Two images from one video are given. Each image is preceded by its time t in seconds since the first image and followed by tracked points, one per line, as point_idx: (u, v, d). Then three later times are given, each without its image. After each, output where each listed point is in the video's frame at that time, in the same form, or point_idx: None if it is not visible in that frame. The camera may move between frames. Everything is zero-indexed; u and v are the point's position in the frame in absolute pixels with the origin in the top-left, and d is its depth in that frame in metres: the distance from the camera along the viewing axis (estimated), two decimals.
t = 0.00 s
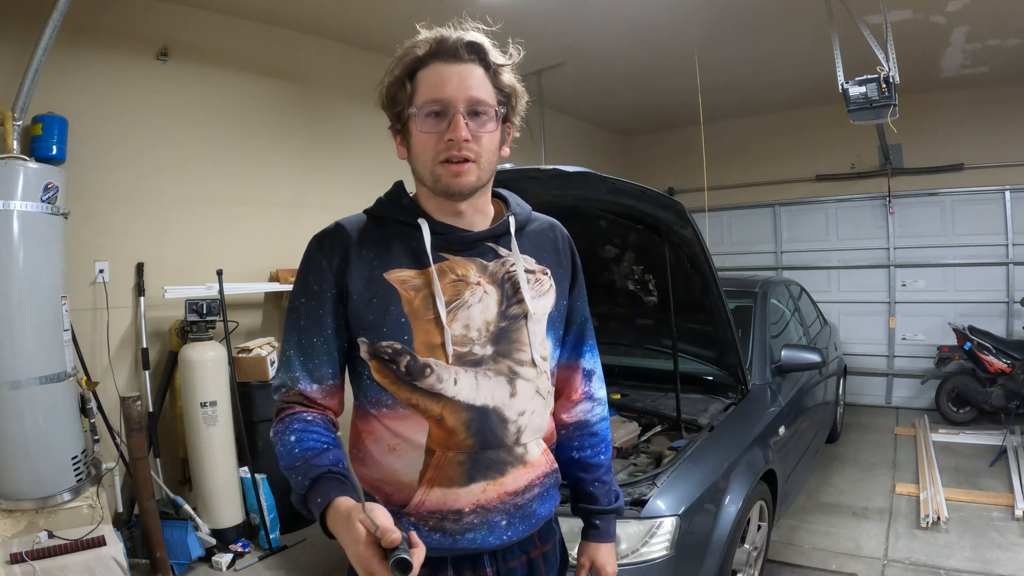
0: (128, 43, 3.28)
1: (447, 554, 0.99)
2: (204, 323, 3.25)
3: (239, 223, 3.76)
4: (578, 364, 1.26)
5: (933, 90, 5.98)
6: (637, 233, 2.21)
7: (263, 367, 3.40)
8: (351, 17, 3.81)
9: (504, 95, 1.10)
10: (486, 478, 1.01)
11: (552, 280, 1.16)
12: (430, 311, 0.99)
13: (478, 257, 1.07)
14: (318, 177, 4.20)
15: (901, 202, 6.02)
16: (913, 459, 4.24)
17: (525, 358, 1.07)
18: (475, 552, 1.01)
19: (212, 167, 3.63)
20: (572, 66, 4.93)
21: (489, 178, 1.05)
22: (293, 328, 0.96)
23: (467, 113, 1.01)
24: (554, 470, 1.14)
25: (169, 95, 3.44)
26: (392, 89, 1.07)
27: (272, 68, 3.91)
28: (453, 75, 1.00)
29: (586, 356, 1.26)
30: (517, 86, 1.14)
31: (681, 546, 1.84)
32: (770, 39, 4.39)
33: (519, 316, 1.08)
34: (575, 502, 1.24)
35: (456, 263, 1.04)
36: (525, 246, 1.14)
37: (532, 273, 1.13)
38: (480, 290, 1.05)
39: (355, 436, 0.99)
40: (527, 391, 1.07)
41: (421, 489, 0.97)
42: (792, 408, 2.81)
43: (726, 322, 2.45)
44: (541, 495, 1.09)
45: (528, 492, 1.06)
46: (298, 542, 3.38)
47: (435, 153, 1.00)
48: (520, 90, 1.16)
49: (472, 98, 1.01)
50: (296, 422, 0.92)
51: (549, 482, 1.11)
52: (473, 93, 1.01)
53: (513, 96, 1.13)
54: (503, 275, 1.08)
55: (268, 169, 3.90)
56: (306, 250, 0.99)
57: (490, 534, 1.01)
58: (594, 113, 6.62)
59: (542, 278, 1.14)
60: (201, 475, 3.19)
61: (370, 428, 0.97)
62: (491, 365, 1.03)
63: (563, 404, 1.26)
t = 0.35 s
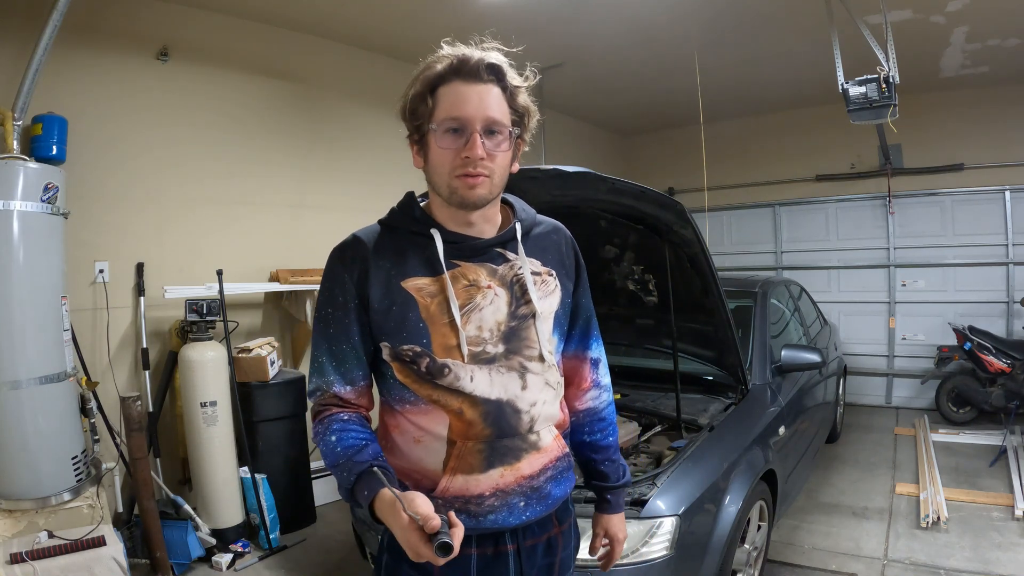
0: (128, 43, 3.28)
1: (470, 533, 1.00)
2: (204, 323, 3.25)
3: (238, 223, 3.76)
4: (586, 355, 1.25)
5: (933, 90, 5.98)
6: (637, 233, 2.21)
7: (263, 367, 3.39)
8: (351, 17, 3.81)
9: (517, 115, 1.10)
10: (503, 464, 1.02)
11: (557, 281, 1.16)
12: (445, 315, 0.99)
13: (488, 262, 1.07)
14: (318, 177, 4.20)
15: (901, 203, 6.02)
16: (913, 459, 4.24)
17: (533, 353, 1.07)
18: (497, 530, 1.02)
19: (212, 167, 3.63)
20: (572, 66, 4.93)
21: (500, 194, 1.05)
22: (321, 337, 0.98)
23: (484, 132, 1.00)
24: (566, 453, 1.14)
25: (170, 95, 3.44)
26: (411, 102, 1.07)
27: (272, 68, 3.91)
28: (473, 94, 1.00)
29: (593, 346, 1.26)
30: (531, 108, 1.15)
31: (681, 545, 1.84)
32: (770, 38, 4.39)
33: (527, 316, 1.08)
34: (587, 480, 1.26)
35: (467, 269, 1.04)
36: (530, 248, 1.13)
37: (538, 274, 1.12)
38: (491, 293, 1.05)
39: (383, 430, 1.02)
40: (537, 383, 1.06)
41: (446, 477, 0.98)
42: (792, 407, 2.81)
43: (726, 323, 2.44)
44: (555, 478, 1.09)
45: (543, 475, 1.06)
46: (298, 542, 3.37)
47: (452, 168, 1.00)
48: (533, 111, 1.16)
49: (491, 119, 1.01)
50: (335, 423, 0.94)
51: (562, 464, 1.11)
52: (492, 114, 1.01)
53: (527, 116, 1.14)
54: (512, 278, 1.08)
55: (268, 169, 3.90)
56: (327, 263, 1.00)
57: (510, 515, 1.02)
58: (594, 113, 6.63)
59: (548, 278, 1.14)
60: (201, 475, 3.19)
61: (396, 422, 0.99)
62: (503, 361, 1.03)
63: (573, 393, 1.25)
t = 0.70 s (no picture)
0: (127, 43, 3.28)
1: (481, 523, 1.01)
2: (204, 323, 3.25)
3: (238, 223, 3.76)
4: (588, 343, 1.25)
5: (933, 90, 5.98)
6: (637, 233, 2.21)
7: (263, 367, 3.39)
8: (351, 17, 3.81)
9: (497, 122, 1.10)
10: (512, 454, 1.02)
11: (554, 274, 1.15)
12: (450, 316, 1.00)
13: (485, 263, 1.06)
14: (318, 177, 4.20)
15: (901, 202, 6.02)
16: (913, 459, 4.23)
17: (536, 347, 1.07)
18: (505, 520, 1.02)
19: (212, 166, 3.63)
20: (572, 66, 4.93)
21: (489, 200, 1.06)
22: (333, 347, 0.99)
23: (467, 143, 1.01)
24: (570, 443, 1.13)
25: (170, 95, 3.44)
26: (393, 120, 1.07)
27: (272, 68, 3.91)
28: (452, 107, 1.00)
29: (595, 335, 1.26)
30: (511, 111, 1.14)
31: (681, 545, 1.85)
32: (770, 38, 4.39)
33: (527, 311, 1.07)
34: (599, 465, 1.25)
35: (467, 271, 1.04)
36: (526, 245, 1.13)
37: (535, 269, 1.11)
38: (491, 292, 1.05)
39: (396, 430, 1.03)
40: (542, 376, 1.06)
41: (456, 469, 0.99)
42: (792, 407, 2.81)
43: (726, 323, 2.44)
44: (562, 468, 1.09)
45: (550, 465, 1.06)
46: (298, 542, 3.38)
47: (440, 181, 1.00)
48: (514, 113, 1.16)
49: (472, 129, 1.01)
50: (351, 429, 0.95)
51: (567, 455, 1.11)
52: (473, 124, 1.01)
53: (507, 121, 1.13)
54: (509, 277, 1.07)
55: (267, 169, 3.90)
56: (335, 278, 1.01)
57: (518, 505, 1.02)
58: (594, 113, 6.63)
59: (546, 273, 1.13)
60: (201, 475, 3.19)
61: (408, 421, 1.00)
62: (508, 356, 1.03)
63: (578, 380, 1.25)
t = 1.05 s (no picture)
0: (128, 43, 3.28)
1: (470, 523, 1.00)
2: (204, 323, 3.25)
3: (238, 223, 3.76)
4: (586, 348, 1.25)
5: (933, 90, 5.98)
6: (637, 233, 2.21)
7: (263, 368, 3.39)
8: (351, 17, 3.82)
9: (498, 119, 1.10)
10: (502, 452, 1.01)
11: (552, 275, 1.15)
12: (445, 310, 1.00)
13: (483, 261, 1.07)
14: (318, 177, 4.20)
15: (901, 202, 6.02)
16: (913, 459, 4.24)
17: (531, 346, 1.07)
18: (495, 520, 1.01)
19: (212, 166, 3.63)
20: (572, 66, 4.94)
21: (489, 193, 1.05)
22: (329, 336, 0.98)
23: (465, 136, 1.01)
24: (564, 445, 1.12)
25: (170, 95, 3.44)
26: (396, 118, 1.09)
27: (272, 68, 3.91)
28: (452, 102, 1.01)
29: (593, 339, 1.26)
30: (513, 111, 1.14)
31: (681, 545, 1.84)
32: (770, 38, 4.39)
33: (523, 310, 1.07)
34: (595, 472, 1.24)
35: (465, 267, 1.05)
36: (526, 246, 1.13)
37: (534, 269, 1.11)
38: (488, 289, 1.05)
39: (388, 425, 1.02)
40: (535, 374, 1.06)
41: (446, 466, 0.98)
42: (792, 407, 2.82)
43: (726, 323, 2.44)
44: (554, 468, 1.08)
45: (542, 464, 1.06)
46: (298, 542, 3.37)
47: (439, 173, 1.00)
48: (515, 112, 1.16)
49: (472, 123, 1.01)
50: (343, 418, 0.94)
51: (561, 456, 1.10)
52: (473, 118, 1.01)
53: (509, 120, 1.13)
54: (507, 274, 1.07)
55: (267, 169, 3.90)
56: (334, 267, 1.01)
57: (509, 503, 1.01)
58: (594, 113, 6.63)
59: (544, 273, 1.13)
60: (201, 476, 3.19)
61: (400, 416, 0.99)
62: (502, 353, 1.03)
63: (575, 385, 1.26)
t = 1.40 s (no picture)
0: (127, 43, 3.28)
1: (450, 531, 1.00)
2: (204, 323, 3.25)
3: (238, 223, 3.76)
4: (577, 355, 1.24)
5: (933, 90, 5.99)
6: (637, 233, 2.21)
7: (263, 368, 3.39)
8: (351, 17, 3.82)
9: (498, 110, 1.09)
10: (485, 462, 1.01)
11: (547, 280, 1.15)
12: (434, 312, 1.00)
13: (477, 261, 1.06)
14: (318, 177, 4.20)
15: (901, 203, 6.02)
16: (913, 459, 4.24)
17: (520, 353, 1.06)
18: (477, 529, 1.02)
19: (212, 167, 3.63)
20: (572, 66, 4.94)
21: (486, 187, 1.05)
22: (318, 331, 0.98)
23: (462, 127, 1.00)
24: (551, 455, 1.13)
25: (170, 95, 3.44)
26: (393, 107, 1.09)
27: (272, 68, 3.91)
28: (450, 91, 1.01)
29: (585, 346, 1.25)
30: (514, 103, 1.13)
31: (681, 545, 1.84)
32: (771, 38, 4.38)
33: (515, 315, 1.07)
34: (576, 480, 1.26)
35: (457, 267, 1.04)
36: (521, 247, 1.13)
37: (528, 273, 1.11)
38: (480, 291, 1.04)
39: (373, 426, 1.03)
40: (523, 382, 1.06)
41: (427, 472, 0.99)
42: (792, 407, 2.81)
43: (726, 323, 2.44)
44: (540, 478, 1.08)
45: (526, 474, 1.06)
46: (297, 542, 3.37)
47: (434, 164, 1.00)
48: (516, 104, 1.15)
49: (469, 113, 1.01)
50: (348, 423, 0.94)
51: (547, 466, 1.10)
52: (470, 108, 1.01)
53: (510, 111, 1.12)
54: (501, 277, 1.07)
55: (267, 169, 3.90)
56: (323, 258, 1.01)
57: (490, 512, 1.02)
58: (594, 113, 6.62)
59: (539, 278, 1.13)
60: (201, 476, 3.19)
61: (384, 418, 1.00)
62: (490, 359, 1.03)
63: (564, 392, 1.25)
